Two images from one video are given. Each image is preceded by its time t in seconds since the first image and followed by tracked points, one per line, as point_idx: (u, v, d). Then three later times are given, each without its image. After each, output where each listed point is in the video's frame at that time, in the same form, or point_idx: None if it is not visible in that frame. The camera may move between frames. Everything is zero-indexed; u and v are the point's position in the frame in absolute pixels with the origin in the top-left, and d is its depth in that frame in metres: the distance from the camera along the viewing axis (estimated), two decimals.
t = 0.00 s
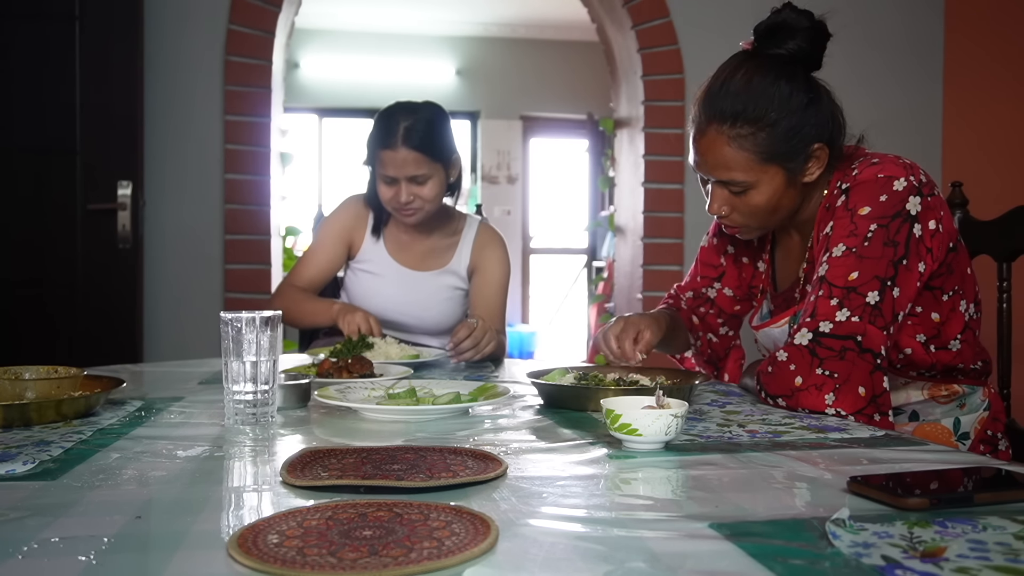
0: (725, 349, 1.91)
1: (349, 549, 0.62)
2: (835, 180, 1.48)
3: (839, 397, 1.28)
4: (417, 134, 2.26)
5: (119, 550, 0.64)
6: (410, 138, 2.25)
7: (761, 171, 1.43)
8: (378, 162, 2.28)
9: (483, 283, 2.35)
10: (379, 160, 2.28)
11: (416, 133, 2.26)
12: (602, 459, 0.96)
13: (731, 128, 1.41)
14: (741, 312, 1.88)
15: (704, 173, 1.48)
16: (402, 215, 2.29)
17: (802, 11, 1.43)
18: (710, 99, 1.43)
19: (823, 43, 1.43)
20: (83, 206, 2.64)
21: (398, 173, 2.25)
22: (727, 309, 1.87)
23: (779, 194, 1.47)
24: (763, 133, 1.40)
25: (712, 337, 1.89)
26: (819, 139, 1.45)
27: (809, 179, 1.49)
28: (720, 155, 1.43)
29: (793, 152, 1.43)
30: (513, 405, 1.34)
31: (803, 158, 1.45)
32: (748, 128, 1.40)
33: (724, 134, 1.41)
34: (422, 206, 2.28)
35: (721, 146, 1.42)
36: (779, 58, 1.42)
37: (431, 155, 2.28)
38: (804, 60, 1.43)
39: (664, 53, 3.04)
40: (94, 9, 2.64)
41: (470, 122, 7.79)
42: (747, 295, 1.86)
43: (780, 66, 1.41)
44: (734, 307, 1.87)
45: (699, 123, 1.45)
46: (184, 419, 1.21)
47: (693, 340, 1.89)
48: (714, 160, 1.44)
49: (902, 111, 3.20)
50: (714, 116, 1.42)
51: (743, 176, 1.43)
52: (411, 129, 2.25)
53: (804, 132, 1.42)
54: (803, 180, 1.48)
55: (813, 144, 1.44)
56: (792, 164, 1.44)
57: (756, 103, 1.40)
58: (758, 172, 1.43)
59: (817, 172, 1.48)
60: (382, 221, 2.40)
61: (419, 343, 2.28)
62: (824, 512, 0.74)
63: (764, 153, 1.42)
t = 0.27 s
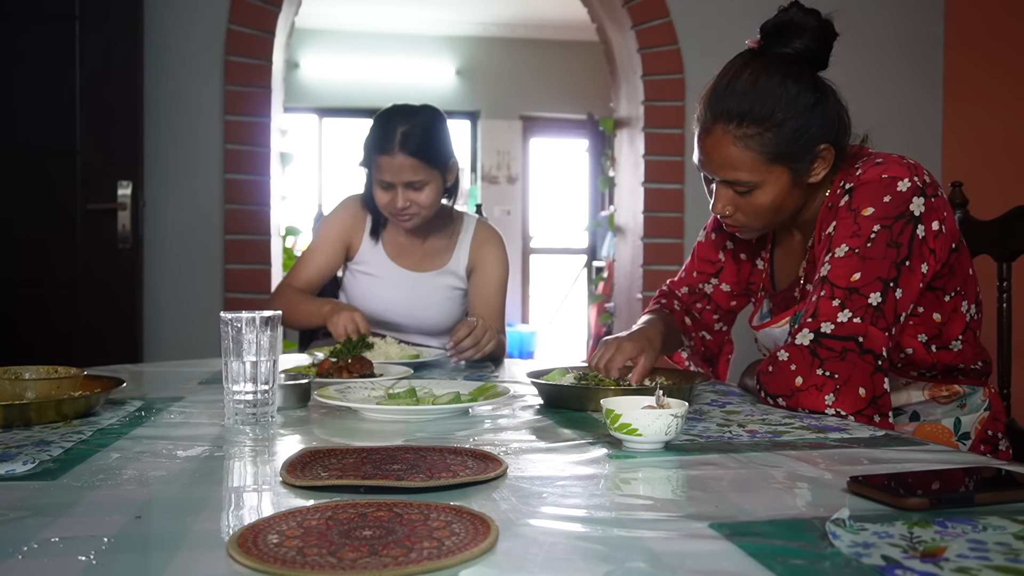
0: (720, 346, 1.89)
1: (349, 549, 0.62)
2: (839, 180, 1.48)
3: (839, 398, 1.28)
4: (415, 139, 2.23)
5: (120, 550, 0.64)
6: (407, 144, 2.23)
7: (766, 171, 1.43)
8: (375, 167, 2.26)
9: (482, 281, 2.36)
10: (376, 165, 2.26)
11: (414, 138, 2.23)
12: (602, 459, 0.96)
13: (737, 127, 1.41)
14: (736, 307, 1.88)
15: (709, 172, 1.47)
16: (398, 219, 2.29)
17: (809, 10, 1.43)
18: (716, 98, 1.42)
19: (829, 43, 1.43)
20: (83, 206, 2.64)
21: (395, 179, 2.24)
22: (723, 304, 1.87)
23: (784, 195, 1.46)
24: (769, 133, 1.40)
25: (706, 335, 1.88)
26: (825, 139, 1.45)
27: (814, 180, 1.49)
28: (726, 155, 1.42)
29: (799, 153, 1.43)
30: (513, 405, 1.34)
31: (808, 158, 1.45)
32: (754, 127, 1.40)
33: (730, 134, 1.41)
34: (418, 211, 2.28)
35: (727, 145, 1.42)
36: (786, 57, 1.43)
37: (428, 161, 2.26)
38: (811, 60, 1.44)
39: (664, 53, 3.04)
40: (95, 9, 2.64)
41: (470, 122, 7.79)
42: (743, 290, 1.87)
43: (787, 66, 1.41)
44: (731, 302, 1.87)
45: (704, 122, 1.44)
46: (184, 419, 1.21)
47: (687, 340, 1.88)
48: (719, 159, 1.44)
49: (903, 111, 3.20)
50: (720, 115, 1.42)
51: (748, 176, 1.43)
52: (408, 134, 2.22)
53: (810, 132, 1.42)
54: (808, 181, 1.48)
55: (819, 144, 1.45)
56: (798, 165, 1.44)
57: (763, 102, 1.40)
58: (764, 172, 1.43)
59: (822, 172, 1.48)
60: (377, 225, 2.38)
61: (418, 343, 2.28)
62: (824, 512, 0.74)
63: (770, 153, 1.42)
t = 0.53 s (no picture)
0: (720, 342, 1.90)
1: (349, 549, 0.62)
2: (843, 181, 1.48)
3: (839, 399, 1.28)
4: (407, 148, 2.21)
5: (120, 550, 0.64)
6: (400, 154, 2.20)
7: (772, 171, 1.43)
8: (366, 175, 2.24)
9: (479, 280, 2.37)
10: (367, 173, 2.23)
11: (407, 147, 2.20)
12: (602, 459, 0.96)
13: (744, 126, 1.40)
14: (739, 305, 1.87)
15: (714, 170, 1.47)
16: (390, 228, 2.28)
17: (820, 10, 1.42)
18: (724, 96, 1.42)
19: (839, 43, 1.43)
20: (83, 206, 2.64)
21: (386, 188, 2.21)
22: (725, 301, 1.87)
23: (788, 194, 1.47)
24: (776, 133, 1.40)
25: (707, 331, 1.89)
26: (831, 140, 1.45)
27: (819, 180, 1.49)
28: (732, 153, 1.42)
29: (805, 153, 1.43)
30: (513, 405, 1.34)
31: (814, 159, 1.45)
32: (761, 126, 1.40)
33: (737, 132, 1.41)
34: (410, 220, 2.26)
35: (734, 143, 1.41)
36: (794, 57, 1.42)
37: (421, 170, 2.23)
38: (819, 60, 1.43)
39: (664, 53, 3.04)
40: (95, 8, 2.64)
41: (470, 122, 7.79)
42: (746, 288, 1.86)
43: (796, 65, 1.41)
44: (733, 299, 1.87)
45: (711, 119, 1.44)
46: (184, 419, 1.21)
47: (687, 337, 1.87)
48: (725, 158, 1.43)
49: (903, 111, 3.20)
50: (727, 113, 1.41)
51: (754, 175, 1.43)
52: (400, 143, 2.20)
53: (817, 133, 1.43)
54: (812, 181, 1.48)
55: (826, 144, 1.45)
56: (804, 165, 1.45)
57: (770, 102, 1.40)
58: (769, 171, 1.43)
59: (827, 173, 1.48)
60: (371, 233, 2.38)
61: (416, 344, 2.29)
62: (824, 512, 0.74)
63: (776, 153, 1.41)
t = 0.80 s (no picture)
0: (722, 343, 1.90)
1: (349, 549, 0.62)
2: (845, 181, 1.49)
3: (839, 399, 1.28)
4: (395, 164, 2.15)
5: (119, 550, 0.64)
6: (388, 171, 2.14)
7: (774, 168, 1.43)
8: (353, 193, 2.18)
9: (472, 279, 2.35)
10: (354, 189, 2.18)
11: (395, 163, 2.15)
12: (602, 459, 0.96)
13: (747, 122, 1.41)
14: (741, 305, 1.88)
15: (716, 166, 1.48)
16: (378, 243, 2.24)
17: (824, 8, 1.42)
18: (726, 92, 1.42)
19: (842, 41, 1.43)
20: (83, 205, 2.64)
21: (374, 205, 2.17)
22: (728, 301, 1.87)
23: (790, 192, 1.47)
24: (779, 129, 1.40)
25: (709, 333, 1.88)
26: (834, 138, 1.45)
27: (821, 178, 1.49)
28: (735, 149, 1.42)
29: (808, 150, 1.43)
30: (513, 405, 1.34)
31: (817, 156, 1.45)
32: (764, 123, 1.40)
33: (739, 128, 1.41)
34: (399, 236, 2.22)
35: (736, 139, 1.42)
36: (797, 54, 1.42)
37: (410, 185, 2.18)
38: (823, 58, 1.43)
39: (664, 53, 3.04)
40: (95, 8, 2.64)
41: (470, 122, 7.79)
42: (749, 287, 1.86)
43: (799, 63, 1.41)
44: (735, 300, 1.87)
45: (713, 115, 1.44)
46: (184, 419, 1.21)
47: (689, 340, 1.86)
48: (727, 154, 1.44)
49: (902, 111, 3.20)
50: (730, 109, 1.42)
51: (756, 172, 1.43)
52: (389, 160, 2.14)
53: (819, 130, 1.42)
54: (814, 179, 1.49)
55: (828, 142, 1.45)
56: (806, 162, 1.44)
57: (773, 99, 1.40)
58: (772, 168, 1.43)
59: (829, 171, 1.48)
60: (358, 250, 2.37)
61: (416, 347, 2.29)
62: (824, 512, 0.74)
63: (779, 149, 1.42)
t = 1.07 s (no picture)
0: (724, 343, 1.89)
1: (349, 549, 0.62)
2: (846, 181, 1.49)
3: (839, 399, 1.28)
4: (389, 167, 2.15)
5: (119, 551, 0.64)
6: (382, 172, 2.13)
7: (774, 169, 1.43)
8: (345, 195, 2.17)
9: (467, 279, 2.34)
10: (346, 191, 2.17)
11: (389, 167, 2.14)
12: (602, 459, 0.96)
13: (747, 124, 1.41)
14: (743, 305, 1.88)
15: (716, 167, 1.48)
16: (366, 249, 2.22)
17: (824, 8, 1.42)
18: (726, 93, 1.42)
19: (842, 42, 1.42)
20: (83, 206, 2.64)
21: (365, 208, 2.15)
22: (730, 302, 1.87)
23: (790, 193, 1.47)
24: (779, 131, 1.40)
25: (710, 332, 1.88)
26: (834, 138, 1.45)
27: (821, 179, 1.49)
28: (735, 151, 1.43)
29: (808, 152, 1.43)
30: (513, 405, 1.35)
31: (817, 157, 1.45)
32: (764, 124, 1.40)
33: (739, 129, 1.41)
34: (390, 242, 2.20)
35: (736, 141, 1.42)
36: (797, 55, 1.42)
37: (403, 190, 2.17)
38: (823, 59, 1.43)
39: (664, 53, 3.04)
40: (95, 8, 2.64)
41: (470, 122, 7.79)
42: (750, 288, 1.86)
43: (799, 64, 1.41)
44: (737, 301, 1.87)
45: (714, 117, 1.44)
46: (184, 419, 1.21)
47: (690, 336, 1.88)
48: (728, 155, 1.44)
49: (902, 111, 3.20)
50: (730, 110, 1.42)
51: (756, 173, 1.44)
52: (383, 162, 2.14)
53: (820, 131, 1.42)
54: (815, 180, 1.49)
55: (829, 143, 1.45)
56: (806, 163, 1.44)
57: (773, 100, 1.40)
58: (772, 169, 1.43)
59: (830, 172, 1.48)
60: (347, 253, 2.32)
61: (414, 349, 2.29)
62: (824, 512, 0.74)
63: (779, 151, 1.42)
